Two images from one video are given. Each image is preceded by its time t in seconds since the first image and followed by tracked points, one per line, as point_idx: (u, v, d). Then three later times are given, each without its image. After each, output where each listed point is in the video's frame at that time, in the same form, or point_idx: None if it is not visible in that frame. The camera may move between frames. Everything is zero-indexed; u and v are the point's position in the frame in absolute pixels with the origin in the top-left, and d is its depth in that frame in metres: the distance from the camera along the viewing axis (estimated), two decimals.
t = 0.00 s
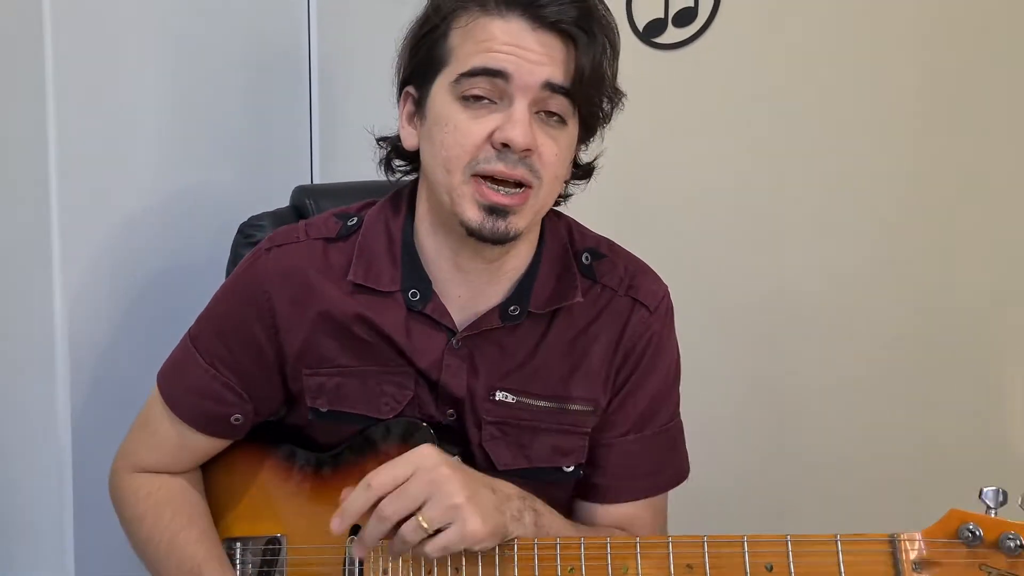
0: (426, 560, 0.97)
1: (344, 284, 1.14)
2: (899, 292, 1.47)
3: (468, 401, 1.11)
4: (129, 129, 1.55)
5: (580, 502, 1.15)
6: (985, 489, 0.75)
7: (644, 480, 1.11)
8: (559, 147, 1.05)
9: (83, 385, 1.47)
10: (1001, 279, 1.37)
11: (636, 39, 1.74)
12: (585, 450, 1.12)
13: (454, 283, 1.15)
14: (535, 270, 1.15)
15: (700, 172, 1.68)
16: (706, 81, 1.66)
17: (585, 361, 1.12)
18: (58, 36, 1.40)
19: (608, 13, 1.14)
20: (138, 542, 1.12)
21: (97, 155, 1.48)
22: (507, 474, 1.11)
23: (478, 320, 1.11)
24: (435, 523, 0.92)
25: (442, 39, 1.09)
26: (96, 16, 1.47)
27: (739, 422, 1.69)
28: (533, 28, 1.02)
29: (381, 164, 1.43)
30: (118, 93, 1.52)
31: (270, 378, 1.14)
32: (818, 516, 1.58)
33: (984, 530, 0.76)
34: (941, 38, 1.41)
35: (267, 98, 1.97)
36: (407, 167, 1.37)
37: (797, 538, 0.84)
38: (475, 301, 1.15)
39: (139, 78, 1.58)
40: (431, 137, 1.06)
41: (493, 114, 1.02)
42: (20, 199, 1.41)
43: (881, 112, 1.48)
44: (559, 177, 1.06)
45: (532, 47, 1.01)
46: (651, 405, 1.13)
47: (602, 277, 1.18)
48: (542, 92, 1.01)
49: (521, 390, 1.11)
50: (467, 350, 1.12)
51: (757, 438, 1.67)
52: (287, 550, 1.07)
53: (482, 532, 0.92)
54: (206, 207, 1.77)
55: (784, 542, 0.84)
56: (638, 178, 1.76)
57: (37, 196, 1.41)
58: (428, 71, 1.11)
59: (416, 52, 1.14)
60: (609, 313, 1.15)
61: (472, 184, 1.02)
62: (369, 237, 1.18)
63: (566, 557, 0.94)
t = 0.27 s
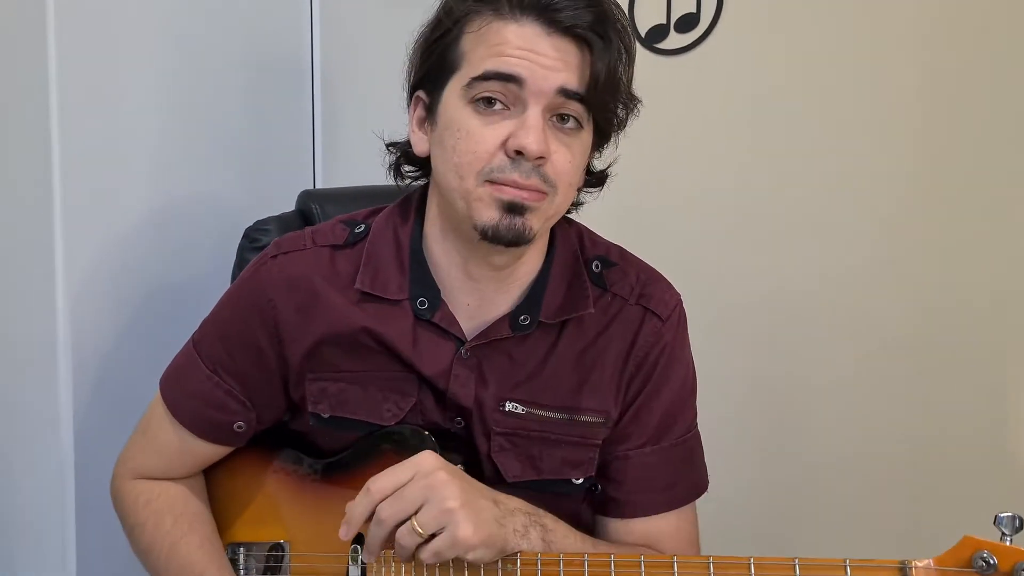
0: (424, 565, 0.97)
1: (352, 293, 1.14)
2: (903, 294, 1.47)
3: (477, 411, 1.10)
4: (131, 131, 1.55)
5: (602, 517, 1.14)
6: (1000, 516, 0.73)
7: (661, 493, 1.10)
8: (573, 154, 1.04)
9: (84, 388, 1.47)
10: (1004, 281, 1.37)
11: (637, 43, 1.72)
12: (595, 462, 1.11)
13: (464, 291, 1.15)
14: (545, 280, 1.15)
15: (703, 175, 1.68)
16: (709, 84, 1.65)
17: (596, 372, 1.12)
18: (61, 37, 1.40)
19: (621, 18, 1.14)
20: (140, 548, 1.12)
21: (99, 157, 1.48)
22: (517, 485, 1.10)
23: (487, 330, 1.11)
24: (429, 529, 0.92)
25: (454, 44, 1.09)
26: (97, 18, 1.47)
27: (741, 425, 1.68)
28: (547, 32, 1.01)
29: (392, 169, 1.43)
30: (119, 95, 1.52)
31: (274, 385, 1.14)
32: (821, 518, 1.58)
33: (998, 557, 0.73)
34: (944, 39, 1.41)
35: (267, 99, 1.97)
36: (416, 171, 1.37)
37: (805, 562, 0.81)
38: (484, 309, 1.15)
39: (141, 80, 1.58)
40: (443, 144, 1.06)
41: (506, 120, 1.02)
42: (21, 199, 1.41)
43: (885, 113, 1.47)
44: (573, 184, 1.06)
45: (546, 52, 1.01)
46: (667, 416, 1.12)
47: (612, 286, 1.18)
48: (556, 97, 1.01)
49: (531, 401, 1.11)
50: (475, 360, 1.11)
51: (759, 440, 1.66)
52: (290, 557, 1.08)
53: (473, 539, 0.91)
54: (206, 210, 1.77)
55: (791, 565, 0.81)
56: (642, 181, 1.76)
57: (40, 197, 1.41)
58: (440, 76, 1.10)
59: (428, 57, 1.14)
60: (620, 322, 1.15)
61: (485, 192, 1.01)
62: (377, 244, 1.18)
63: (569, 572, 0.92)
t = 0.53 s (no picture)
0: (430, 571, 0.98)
1: (360, 295, 1.14)
2: (903, 295, 1.48)
3: (483, 415, 1.11)
4: (133, 133, 1.56)
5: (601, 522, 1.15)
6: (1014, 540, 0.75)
7: (665, 501, 1.11)
8: (576, 141, 1.05)
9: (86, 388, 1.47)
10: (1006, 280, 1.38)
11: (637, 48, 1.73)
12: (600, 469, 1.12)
13: (472, 293, 1.15)
14: (552, 285, 1.15)
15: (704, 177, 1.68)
16: (711, 86, 1.65)
17: (602, 379, 1.13)
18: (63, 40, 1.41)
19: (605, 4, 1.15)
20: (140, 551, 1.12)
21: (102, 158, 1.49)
22: (521, 491, 1.12)
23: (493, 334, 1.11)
24: (426, 542, 0.93)
25: (442, 51, 1.09)
26: (100, 21, 1.48)
27: (742, 425, 1.68)
28: (536, 24, 1.02)
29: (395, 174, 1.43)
30: (121, 97, 1.53)
31: (279, 385, 1.14)
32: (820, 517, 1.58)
33: None
34: (946, 41, 1.41)
35: (269, 101, 1.97)
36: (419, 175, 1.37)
37: None
38: (493, 312, 1.15)
39: (144, 82, 1.58)
40: (446, 151, 1.06)
41: (506, 117, 1.03)
42: (21, 199, 1.42)
43: (886, 115, 1.48)
44: (581, 170, 1.07)
45: (534, 44, 1.02)
46: (673, 424, 1.13)
47: (620, 292, 1.18)
48: (550, 86, 1.03)
49: (537, 406, 1.11)
50: (482, 364, 1.12)
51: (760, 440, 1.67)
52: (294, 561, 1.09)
53: (470, 550, 0.93)
54: (208, 211, 1.77)
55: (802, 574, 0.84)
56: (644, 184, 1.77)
57: (43, 198, 1.42)
58: (432, 85, 1.11)
59: (417, 69, 1.14)
60: (627, 329, 1.15)
61: (497, 192, 1.02)
62: (385, 246, 1.19)
63: None
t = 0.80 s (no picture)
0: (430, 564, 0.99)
1: (354, 294, 1.15)
2: (904, 296, 1.47)
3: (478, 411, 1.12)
4: (134, 135, 1.56)
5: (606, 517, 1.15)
6: (997, 505, 0.74)
7: (669, 493, 1.11)
8: (548, 132, 1.05)
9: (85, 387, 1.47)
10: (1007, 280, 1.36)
11: (638, 54, 1.75)
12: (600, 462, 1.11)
13: (464, 291, 1.15)
14: (545, 279, 1.15)
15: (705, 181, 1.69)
16: (713, 90, 1.66)
17: (597, 373, 1.13)
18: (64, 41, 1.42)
19: None
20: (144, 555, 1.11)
21: (102, 158, 1.49)
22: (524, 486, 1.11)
23: (488, 330, 1.13)
24: (528, 418, 0.97)
25: (409, 60, 1.11)
26: (101, 22, 1.49)
27: (744, 428, 1.68)
28: (491, 22, 1.04)
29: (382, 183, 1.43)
30: (122, 98, 1.54)
31: (278, 385, 1.14)
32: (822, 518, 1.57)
33: (996, 548, 0.74)
34: (947, 42, 1.41)
35: (272, 104, 1.97)
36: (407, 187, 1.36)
37: (804, 557, 0.81)
38: (485, 310, 1.15)
39: (146, 84, 1.59)
40: (422, 157, 1.07)
41: (473, 117, 1.03)
42: (21, 199, 1.43)
43: (886, 118, 1.48)
44: (557, 162, 1.06)
45: (491, 43, 1.03)
46: (672, 416, 1.12)
47: (613, 287, 1.18)
48: (514, 83, 1.03)
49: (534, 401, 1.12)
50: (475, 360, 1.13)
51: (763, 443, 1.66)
52: (292, 564, 1.08)
53: (547, 464, 0.98)
54: (210, 212, 1.77)
55: (792, 561, 0.81)
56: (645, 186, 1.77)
57: (43, 197, 1.42)
58: (405, 93, 1.12)
59: (391, 79, 1.16)
60: (620, 323, 1.15)
61: (472, 191, 1.02)
62: (378, 246, 1.19)
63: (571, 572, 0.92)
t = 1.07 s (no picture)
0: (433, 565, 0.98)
1: (352, 291, 1.15)
2: (905, 296, 1.47)
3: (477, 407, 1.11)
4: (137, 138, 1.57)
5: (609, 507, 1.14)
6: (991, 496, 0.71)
7: (673, 478, 1.11)
8: (536, 122, 1.04)
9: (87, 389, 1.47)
10: (1009, 280, 1.36)
11: (643, 57, 1.75)
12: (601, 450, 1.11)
13: (460, 285, 1.16)
14: (539, 271, 1.16)
15: (705, 182, 1.69)
16: (716, 94, 1.66)
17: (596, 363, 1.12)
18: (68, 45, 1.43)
19: None
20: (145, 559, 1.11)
21: (104, 160, 1.50)
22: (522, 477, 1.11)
23: (483, 324, 1.12)
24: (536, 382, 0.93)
25: (403, 59, 1.12)
26: (105, 27, 1.50)
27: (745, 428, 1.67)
28: (478, 16, 1.05)
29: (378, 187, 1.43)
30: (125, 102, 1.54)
31: (280, 385, 1.15)
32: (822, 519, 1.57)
33: (990, 537, 0.72)
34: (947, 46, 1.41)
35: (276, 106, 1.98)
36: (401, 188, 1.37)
37: (799, 549, 0.79)
38: (480, 306, 1.16)
39: (149, 87, 1.60)
40: (413, 148, 1.07)
41: (461, 107, 1.03)
42: (24, 202, 1.44)
43: (887, 120, 1.48)
44: (546, 151, 1.05)
45: (479, 36, 1.04)
46: (672, 404, 1.13)
47: (607, 280, 1.17)
48: (502, 74, 1.03)
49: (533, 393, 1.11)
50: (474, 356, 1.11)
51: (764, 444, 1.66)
52: (294, 567, 1.07)
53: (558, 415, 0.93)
54: (212, 214, 1.78)
55: (788, 554, 0.80)
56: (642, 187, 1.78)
57: (46, 199, 1.43)
58: (399, 92, 1.14)
59: (386, 80, 1.18)
60: (616, 314, 1.15)
61: (459, 177, 1.02)
62: (375, 245, 1.19)
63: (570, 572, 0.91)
